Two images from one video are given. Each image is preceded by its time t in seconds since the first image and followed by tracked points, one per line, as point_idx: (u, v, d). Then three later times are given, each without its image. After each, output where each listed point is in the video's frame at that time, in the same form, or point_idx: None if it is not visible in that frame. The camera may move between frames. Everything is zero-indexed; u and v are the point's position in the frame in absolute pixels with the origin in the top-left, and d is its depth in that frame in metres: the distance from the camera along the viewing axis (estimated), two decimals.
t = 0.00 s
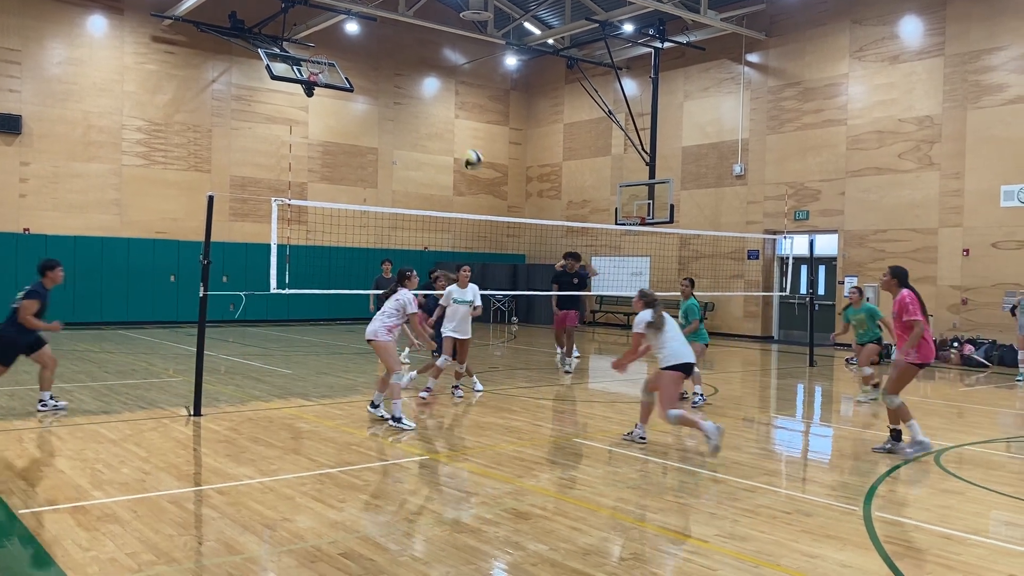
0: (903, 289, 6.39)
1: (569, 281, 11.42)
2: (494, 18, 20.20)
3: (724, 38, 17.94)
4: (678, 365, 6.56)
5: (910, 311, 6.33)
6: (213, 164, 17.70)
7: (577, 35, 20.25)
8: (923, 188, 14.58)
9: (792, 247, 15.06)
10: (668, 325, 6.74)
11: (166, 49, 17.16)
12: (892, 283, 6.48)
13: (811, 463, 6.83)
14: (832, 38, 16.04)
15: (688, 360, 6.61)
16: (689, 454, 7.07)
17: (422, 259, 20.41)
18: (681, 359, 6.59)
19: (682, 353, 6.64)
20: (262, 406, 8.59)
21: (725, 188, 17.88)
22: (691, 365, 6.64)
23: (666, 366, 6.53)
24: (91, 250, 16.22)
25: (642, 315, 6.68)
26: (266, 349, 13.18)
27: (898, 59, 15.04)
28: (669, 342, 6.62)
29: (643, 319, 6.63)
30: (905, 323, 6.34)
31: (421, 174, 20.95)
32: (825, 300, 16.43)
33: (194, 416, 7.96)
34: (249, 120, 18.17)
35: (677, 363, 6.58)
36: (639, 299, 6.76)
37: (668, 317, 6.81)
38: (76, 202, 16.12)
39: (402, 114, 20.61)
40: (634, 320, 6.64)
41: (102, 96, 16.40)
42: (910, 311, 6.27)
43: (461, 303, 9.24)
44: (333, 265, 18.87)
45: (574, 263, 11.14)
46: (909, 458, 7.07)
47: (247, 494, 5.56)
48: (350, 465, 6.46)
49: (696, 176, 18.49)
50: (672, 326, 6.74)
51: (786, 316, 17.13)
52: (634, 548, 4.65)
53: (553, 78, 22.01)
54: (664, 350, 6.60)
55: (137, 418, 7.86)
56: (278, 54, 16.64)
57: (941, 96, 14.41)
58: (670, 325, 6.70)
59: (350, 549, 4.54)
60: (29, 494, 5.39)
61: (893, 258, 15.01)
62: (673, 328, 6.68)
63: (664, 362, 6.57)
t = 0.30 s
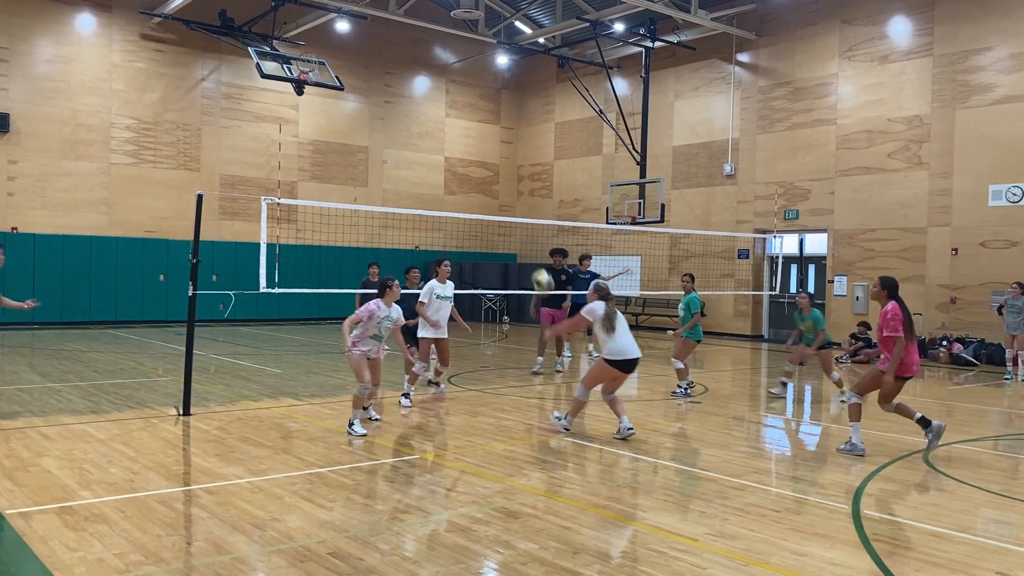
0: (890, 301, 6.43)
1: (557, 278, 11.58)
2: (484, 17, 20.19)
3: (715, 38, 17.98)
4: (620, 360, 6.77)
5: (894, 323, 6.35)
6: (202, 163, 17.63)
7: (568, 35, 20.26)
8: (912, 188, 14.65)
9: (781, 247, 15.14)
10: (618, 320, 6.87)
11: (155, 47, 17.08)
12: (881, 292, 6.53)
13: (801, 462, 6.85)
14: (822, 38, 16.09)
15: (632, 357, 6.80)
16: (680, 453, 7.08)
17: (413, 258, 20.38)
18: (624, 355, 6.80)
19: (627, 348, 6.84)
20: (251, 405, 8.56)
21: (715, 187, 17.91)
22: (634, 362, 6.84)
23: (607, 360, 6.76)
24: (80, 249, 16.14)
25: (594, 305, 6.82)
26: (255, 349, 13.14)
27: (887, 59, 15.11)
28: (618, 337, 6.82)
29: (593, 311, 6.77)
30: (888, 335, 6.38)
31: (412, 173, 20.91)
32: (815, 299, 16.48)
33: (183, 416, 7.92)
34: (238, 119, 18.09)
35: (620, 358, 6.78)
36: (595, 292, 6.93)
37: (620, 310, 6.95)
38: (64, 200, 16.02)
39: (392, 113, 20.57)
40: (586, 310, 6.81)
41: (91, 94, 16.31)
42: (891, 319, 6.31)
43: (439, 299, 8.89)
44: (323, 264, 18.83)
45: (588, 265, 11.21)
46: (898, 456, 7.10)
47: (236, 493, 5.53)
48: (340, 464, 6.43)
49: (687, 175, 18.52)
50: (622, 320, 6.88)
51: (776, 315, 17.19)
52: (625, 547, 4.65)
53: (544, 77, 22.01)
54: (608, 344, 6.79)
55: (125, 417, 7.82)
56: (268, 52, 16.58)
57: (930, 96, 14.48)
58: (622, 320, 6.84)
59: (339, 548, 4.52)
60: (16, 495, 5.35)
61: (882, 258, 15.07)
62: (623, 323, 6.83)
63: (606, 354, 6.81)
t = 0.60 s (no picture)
0: (935, 285, 6.31)
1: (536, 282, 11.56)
2: (473, 17, 20.18)
3: (704, 38, 18.01)
4: (577, 341, 7.03)
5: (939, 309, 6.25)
6: (190, 163, 17.56)
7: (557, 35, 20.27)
8: (900, 188, 14.71)
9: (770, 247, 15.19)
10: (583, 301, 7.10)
11: (142, 47, 17.00)
12: (924, 277, 6.40)
13: (790, 461, 6.87)
14: (810, 39, 16.16)
15: (587, 340, 7.06)
16: (669, 453, 7.09)
17: (402, 258, 20.35)
18: (582, 335, 7.07)
19: (587, 330, 7.12)
20: (239, 406, 8.53)
21: (704, 187, 17.96)
22: (591, 344, 7.10)
23: (565, 338, 7.04)
24: (67, 250, 16.06)
25: (562, 282, 7.08)
26: (243, 350, 13.09)
27: (875, 60, 15.18)
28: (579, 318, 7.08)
29: (561, 288, 7.03)
30: (933, 321, 6.24)
31: (401, 173, 20.89)
32: (803, 299, 16.58)
33: (171, 417, 7.88)
34: (227, 119, 18.03)
35: (577, 338, 7.04)
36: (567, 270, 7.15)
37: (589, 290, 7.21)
38: (51, 201, 15.93)
39: (381, 113, 20.55)
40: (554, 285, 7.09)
41: (78, 94, 16.22)
42: (941, 304, 6.17)
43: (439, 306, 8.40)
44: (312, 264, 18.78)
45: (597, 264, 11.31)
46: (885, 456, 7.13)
47: (224, 495, 5.52)
48: (329, 465, 6.42)
49: (676, 175, 18.56)
50: (587, 302, 7.11)
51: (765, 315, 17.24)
52: (614, 546, 4.66)
53: (533, 77, 22.02)
54: (568, 323, 7.07)
55: (112, 419, 7.78)
56: (256, 52, 16.52)
57: (917, 96, 14.55)
58: (585, 302, 7.07)
59: (327, 549, 4.51)
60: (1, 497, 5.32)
61: (870, 257, 15.14)
62: (588, 304, 7.07)
63: (563, 334, 7.08)
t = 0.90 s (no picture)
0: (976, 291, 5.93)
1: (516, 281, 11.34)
2: (461, 19, 20.17)
3: (690, 40, 18.07)
4: (556, 336, 7.05)
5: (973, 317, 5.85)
6: (176, 165, 17.47)
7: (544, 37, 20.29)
8: (885, 189, 14.81)
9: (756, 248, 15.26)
10: (564, 297, 7.13)
11: (127, 48, 16.91)
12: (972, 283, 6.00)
13: (776, 461, 6.89)
14: (795, 40, 16.24)
15: (566, 335, 7.06)
16: (655, 454, 7.11)
17: (390, 260, 20.33)
18: (562, 331, 7.08)
19: (567, 326, 7.12)
20: (226, 409, 8.49)
21: (691, 188, 18.02)
22: (571, 339, 7.10)
23: (545, 334, 7.08)
24: (51, 252, 15.96)
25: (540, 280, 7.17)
26: (230, 352, 13.03)
27: (860, 61, 15.27)
28: (558, 314, 7.10)
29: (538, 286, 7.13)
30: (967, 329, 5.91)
31: (389, 174, 20.85)
32: (790, 300, 16.60)
33: (157, 420, 7.84)
34: (213, 120, 17.95)
35: (556, 334, 7.06)
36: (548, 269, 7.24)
37: (570, 284, 7.19)
38: (35, 203, 15.82)
39: (369, 114, 20.51)
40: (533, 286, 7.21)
41: (62, 95, 16.12)
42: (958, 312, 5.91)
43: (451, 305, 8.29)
44: (299, 266, 18.72)
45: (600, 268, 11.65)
46: (870, 455, 7.16)
47: (211, 498, 5.49)
48: (316, 468, 6.40)
49: (663, 177, 18.62)
50: (567, 299, 7.14)
51: (752, 315, 17.30)
52: (601, 547, 4.67)
53: (520, 79, 22.04)
54: (547, 319, 7.12)
55: (97, 422, 7.73)
56: (242, 53, 16.45)
57: (901, 98, 14.65)
58: (564, 299, 7.09)
59: (315, 552, 4.50)
60: None
61: (856, 258, 15.23)
62: (565, 299, 7.10)
63: (543, 330, 7.12)
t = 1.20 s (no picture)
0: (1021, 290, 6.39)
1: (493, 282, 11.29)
2: (446, 21, 20.18)
3: (674, 44, 18.16)
4: (555, 340, 7.05)
5: None
6: (161, 167, 17.38)
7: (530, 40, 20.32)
8: (868, 191, 14.92)
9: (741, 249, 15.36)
10: (562, 302, 7.15)
11: (110, 50, 16.81)
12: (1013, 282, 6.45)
13: (760, 462, 6.93)
14: (778, 44, 16.34)
15: (564, 339, 7.06)
16: (640, 455, 7.14)
17: (375, 263, 20.30)
18: (560, 335, 7.08)
19: (564, 330, 7.13)
20: (210, 413, 8.46)
21: (675, 191, 18.10)
22: (569, 344, 7.10)
23: (543, 338, 7.08)
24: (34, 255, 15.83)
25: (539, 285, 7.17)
26: (214, 355, 12.98)
27: (843, 64, 15.38)
28: (557, 318, 7.10)
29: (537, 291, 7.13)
30: None
31: (374, 176, 20.80)
32: (774, 301, 16.70)
33: (140, 424, 7.80)
34: (197, 122, 17.87)
35: (555, 338, 7.06)
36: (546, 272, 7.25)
37: (567, 288, 7.22)
38: (17, 206, 15.70)
39: (354, 116, 20.48)
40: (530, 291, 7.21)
41: (45, 97, 16.02)
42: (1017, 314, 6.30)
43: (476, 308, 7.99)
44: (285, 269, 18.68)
45: (596, 268, 11.54)
46: (853, 455, 7.22)
47: (195, 502, 5.46)
48: (301, 471, 6.39)
49: (648, 179, 18.68)
50: (566, 304, 7.16)
51: (737, 316, 17.40)
52: (587, 549, 4.68)
53: (506, 81, 22.08)
54: (545, 324, 7.12)
55: (79, 427, 7.67)
56: (227, 55, 16.38)
57: (883, 100, 14.77)
58: (563, 304, 7.11)
59: (301, 556, 4.49)
60: None
61: (839, 260, 15.33)
62: (563, 303, 7.12)
63: (541, 335, 7.12)
